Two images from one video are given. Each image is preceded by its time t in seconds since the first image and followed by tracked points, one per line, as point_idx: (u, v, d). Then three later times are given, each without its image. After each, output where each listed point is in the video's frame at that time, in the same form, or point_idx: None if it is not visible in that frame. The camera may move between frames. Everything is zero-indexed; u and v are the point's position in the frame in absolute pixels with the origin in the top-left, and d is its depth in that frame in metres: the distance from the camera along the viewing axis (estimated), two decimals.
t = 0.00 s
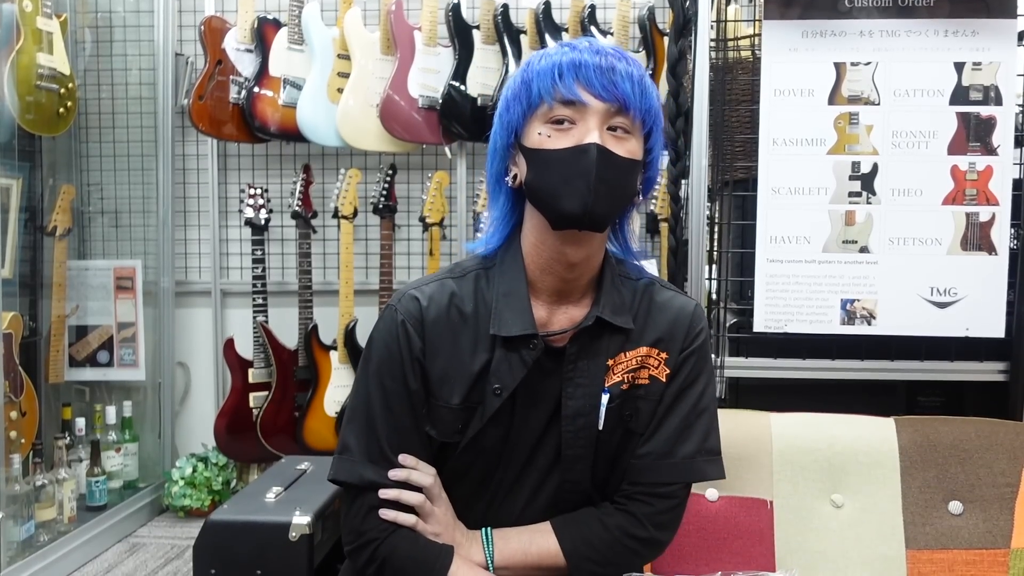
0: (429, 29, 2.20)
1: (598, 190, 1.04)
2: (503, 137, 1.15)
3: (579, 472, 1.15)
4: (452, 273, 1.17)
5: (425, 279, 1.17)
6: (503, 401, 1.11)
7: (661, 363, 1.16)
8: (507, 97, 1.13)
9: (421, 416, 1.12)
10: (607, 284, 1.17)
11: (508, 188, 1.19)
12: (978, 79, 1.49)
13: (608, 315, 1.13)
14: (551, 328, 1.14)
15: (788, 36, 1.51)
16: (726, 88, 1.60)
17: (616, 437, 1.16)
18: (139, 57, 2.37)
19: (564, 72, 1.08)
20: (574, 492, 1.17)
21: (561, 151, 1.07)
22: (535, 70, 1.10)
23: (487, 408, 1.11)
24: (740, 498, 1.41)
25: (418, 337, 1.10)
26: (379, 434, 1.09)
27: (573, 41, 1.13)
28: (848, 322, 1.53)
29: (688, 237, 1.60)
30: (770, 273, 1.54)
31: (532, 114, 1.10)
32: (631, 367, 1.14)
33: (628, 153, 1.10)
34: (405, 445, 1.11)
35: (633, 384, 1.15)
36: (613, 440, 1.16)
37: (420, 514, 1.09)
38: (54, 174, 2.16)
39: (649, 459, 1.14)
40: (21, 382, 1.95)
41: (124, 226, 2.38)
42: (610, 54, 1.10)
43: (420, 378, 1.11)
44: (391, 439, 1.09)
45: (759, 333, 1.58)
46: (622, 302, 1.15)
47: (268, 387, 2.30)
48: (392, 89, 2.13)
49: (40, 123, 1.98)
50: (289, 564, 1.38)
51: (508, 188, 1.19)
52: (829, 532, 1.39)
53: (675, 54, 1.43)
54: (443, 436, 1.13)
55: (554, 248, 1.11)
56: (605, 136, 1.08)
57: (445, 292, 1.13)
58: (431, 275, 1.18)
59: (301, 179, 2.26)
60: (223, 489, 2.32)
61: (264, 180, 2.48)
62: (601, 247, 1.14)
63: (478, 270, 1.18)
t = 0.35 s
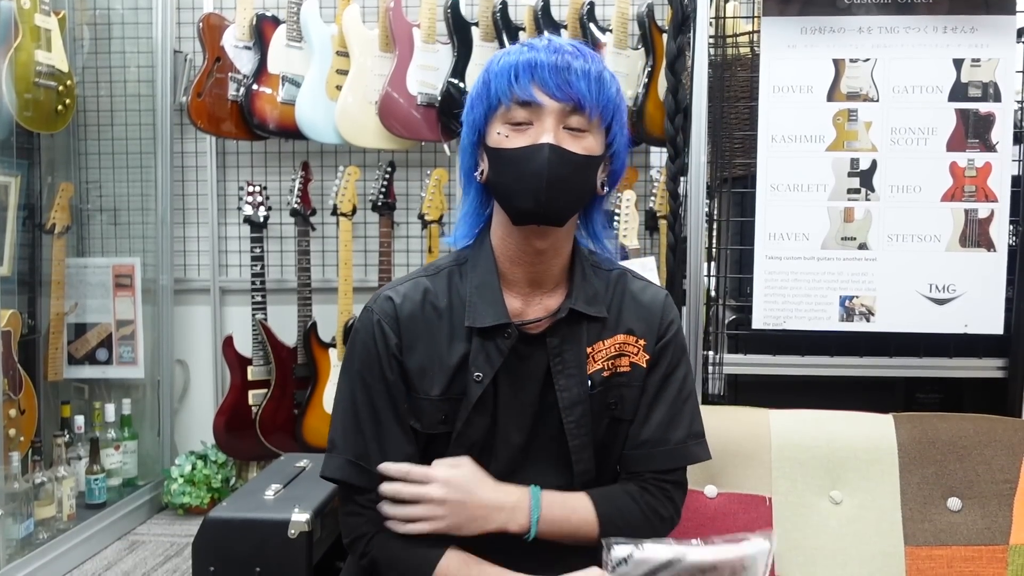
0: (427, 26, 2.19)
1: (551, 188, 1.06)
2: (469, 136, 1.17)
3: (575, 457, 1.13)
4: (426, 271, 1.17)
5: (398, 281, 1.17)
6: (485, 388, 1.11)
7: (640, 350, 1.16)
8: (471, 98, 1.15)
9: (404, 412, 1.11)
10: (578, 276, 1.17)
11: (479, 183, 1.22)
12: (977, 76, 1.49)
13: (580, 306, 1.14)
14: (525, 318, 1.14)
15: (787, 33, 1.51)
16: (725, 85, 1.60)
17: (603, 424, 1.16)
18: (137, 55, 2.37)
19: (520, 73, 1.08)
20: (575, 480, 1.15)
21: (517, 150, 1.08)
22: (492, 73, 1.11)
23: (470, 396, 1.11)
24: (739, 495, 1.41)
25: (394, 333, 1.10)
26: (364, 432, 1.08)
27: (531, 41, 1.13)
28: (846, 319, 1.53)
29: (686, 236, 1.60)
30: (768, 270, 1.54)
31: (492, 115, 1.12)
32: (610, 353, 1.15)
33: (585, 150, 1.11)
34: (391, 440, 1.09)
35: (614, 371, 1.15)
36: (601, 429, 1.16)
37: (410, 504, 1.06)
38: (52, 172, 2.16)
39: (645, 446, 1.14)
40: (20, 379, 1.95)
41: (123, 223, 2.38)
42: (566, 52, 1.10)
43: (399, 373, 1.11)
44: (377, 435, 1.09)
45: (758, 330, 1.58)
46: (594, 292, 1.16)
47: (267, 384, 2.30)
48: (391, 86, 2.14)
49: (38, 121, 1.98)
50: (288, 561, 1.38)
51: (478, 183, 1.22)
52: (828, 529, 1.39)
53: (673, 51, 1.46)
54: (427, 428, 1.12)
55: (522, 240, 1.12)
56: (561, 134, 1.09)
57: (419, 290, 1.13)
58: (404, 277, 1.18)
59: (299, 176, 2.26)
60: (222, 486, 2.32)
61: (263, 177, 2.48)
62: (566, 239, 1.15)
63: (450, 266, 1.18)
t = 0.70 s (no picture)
0: (426, 26, 2.19)
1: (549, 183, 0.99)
2: (442, 138, 1.06)
3: (570, 440, 1.03)
4: (408, 266, 1.10)
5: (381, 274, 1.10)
6: (471, 374, 1.02)
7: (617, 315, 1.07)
8: (439, 98, 1.05)
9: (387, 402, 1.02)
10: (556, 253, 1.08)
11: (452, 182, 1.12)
12: (975, 76, 1.49)
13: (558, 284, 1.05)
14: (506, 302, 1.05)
15: (786, 34, 1.51)
16: (724, 85, 1.60)
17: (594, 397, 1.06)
18: (137, 54, 2.37)
19: (497, 71, 0.99)
20: (576, 468, 1.03)
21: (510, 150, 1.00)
22: (461, 73, 1.02)
23: (455, 382, 1.02)
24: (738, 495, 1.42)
25: (374, 320, 1.02)
26: (340, 421, 1.00)
27: (492, 35, 1.04)
28: (844, 319, 1.54)
29: (685, 236, 1.61)
30: (766, 270, 1.54)
31: (471, 115, 1.02)
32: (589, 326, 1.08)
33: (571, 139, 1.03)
34: (369, 430, 1.00)
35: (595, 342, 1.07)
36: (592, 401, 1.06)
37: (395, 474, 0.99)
38: (52, 171, 2.16)
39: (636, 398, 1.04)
40: (19, 379, 1.95)
41: (122, 223, 2.38)
42: (535, 46, 1.02)
43: (379, 361, 1.02)
44: (355, 424, 1.00)
45: (756, 330, 1.58)
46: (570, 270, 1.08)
47: (267, 384, 2.30)
48: (390, 85, 2.14)
49: (37, 120, 1.98)
50: (288, 560, 1.38)
51: (451, 181, 1.12)
52: (825, 529, 1.40)
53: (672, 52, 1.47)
54: (410, 416, 1.02)
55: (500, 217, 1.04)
56: (547, 126, 1.01)
57: (401, 279, 1.06)
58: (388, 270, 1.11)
59: (299, 176, 2.27)
60: (221, 485, 2.32)
61: (262, 177, 2.48)
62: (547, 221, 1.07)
63: (432, 259, 1.11)
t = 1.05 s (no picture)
0: (430, 25, 2.19)
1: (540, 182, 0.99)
2: (429, 133, 1.05)
3: (559, 431, 1.02)
4: (391, 263, 1.09)
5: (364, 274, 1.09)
6: (455, 367, 1.02)
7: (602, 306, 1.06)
8: (428, 93, 1.03)
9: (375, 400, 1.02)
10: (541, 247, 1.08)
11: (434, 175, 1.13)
12: (979, 79, 1.49)
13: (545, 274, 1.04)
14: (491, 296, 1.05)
15: (790, 35, 1.51)
16: (728, 86, 1.60)
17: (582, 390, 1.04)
18: (140, 51, 2.36)
19: (491, 69, 0.98)
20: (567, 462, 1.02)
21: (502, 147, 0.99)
22: (453, 68, 1.00)
23: (440, 376, 1.01)
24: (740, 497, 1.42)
25: (358, 319, 1.02)
26: (330, 423, 1.00)
27: (482, 29, 1.03)
28: (847, 321, 1.53)
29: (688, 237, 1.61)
30: (769, 271, 1.54)
31: (462, 113, 1.01)
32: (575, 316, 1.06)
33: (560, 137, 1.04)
34: (358, 429, 1.00)
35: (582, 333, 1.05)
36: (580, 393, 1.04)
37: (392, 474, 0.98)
38: (54, 169, 2.16)
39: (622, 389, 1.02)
40: (20, 376, 1.95)
41: (124, 221, 2.38)
42: (526, 43, 1.02)
43: (364, 360, 1.02)
44: (345, 424, 1.00)
45: (758, 332, 1.58)
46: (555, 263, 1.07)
47: (267, 382, 2.29)
48: (392, 85, 2.13)
49: (39, 117, 1.98)
50: (288, 560, 1.37)
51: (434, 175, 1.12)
52: (827, 530, 1.40)
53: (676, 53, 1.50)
54: (398, 413, 1.01)
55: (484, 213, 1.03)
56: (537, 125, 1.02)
57: (383, 277, 1.05)
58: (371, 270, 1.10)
59: (300, 175, 2.27)
60: (222, 484, 2.32)
61: (264, 175, 2.48)
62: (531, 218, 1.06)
63: (414, 256, 1.10)
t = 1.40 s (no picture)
0: (432, 27, 2.18)
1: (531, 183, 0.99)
2: (418, 132, 1.05)
3: (563, 432, 1.03)
4: (381, 272, 1.07)
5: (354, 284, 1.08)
6: (450, 376, 1.01)
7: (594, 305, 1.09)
8: (419, 92, 1.03)
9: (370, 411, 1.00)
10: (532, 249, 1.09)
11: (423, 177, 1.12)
12: (982, 82, 1.49)
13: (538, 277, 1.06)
14: (486, 302, 1.04)
15: (793, 38, 1.51)
16: (731, 89, 1.60)
17: (582, 389, 1.06)
18: (142, 54, 2.36)
19: (483, 70, 0.99)
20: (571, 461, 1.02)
21: (491, 147, 0.99)
22: (445, 67, 1.00)
23: (436, 385, 1.00)
24: (744, 500, 1.41)
25: (350, 331, 1.00)
26: (326, 436, 0.99)
27: (477, 32, 1.03)
28: (850, 324, 1.53)
29: (692, 240, 1.62)
30: (773, 274, 1.54)
31: (452, 113, 1.01)
32: (569, 317, 1.08)
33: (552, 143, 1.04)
34: (354, 441, 0.99)
35: (576, 333, 1.07)
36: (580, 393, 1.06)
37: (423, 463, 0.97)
38: (56, 172, 2.16)
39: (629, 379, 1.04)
40: (22, 379, 1.94)
41: (126, 224, 2.38)
42: (521, 46, 1.02)
43: (358, 372, 1.00)
44: (340, 437, 0.99)
45: (762, 335, 1.58)
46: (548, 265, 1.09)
47: (270, 385, 2.29)
48: (394, 87, 2.15)
49: (42, 120, 1.98)
50: (292, 561, 1.39)
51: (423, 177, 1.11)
52: (831, 533, 1.39)
53: (679, 56, 1.42)
54: (395, 423, 1.00)
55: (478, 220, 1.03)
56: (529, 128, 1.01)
57: (374, 288, 1.04)
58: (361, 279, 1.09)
59: (303, 178, 2.27)
60: (224, 487, 2.32)
61: (266, 178, 2.48)
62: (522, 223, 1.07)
63: (405, 264, 1.09)
